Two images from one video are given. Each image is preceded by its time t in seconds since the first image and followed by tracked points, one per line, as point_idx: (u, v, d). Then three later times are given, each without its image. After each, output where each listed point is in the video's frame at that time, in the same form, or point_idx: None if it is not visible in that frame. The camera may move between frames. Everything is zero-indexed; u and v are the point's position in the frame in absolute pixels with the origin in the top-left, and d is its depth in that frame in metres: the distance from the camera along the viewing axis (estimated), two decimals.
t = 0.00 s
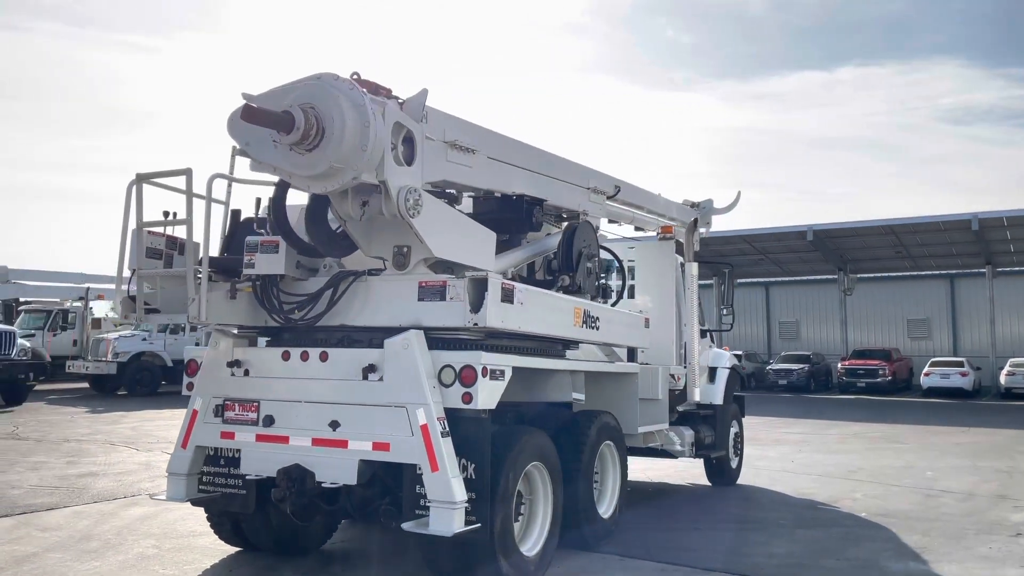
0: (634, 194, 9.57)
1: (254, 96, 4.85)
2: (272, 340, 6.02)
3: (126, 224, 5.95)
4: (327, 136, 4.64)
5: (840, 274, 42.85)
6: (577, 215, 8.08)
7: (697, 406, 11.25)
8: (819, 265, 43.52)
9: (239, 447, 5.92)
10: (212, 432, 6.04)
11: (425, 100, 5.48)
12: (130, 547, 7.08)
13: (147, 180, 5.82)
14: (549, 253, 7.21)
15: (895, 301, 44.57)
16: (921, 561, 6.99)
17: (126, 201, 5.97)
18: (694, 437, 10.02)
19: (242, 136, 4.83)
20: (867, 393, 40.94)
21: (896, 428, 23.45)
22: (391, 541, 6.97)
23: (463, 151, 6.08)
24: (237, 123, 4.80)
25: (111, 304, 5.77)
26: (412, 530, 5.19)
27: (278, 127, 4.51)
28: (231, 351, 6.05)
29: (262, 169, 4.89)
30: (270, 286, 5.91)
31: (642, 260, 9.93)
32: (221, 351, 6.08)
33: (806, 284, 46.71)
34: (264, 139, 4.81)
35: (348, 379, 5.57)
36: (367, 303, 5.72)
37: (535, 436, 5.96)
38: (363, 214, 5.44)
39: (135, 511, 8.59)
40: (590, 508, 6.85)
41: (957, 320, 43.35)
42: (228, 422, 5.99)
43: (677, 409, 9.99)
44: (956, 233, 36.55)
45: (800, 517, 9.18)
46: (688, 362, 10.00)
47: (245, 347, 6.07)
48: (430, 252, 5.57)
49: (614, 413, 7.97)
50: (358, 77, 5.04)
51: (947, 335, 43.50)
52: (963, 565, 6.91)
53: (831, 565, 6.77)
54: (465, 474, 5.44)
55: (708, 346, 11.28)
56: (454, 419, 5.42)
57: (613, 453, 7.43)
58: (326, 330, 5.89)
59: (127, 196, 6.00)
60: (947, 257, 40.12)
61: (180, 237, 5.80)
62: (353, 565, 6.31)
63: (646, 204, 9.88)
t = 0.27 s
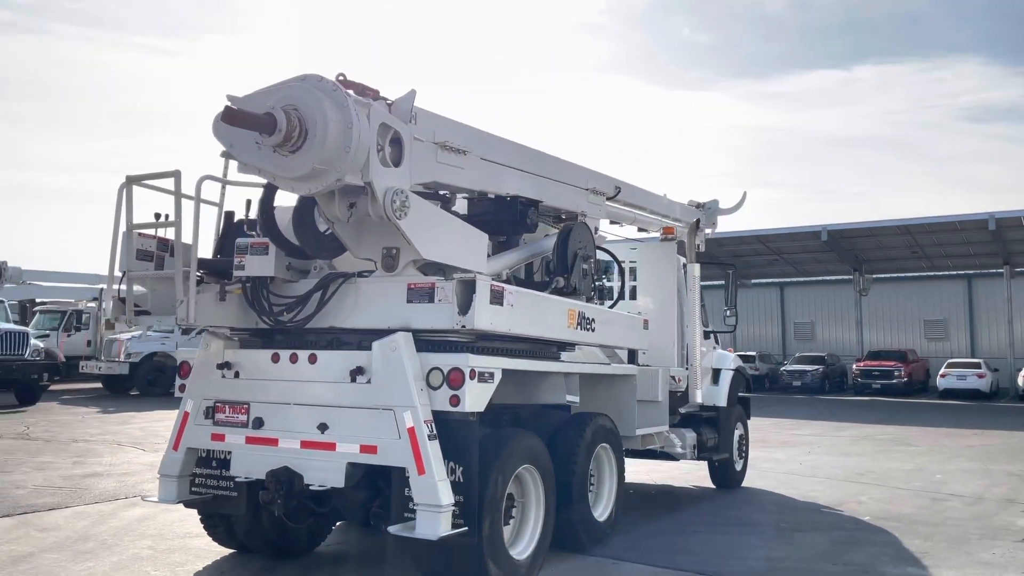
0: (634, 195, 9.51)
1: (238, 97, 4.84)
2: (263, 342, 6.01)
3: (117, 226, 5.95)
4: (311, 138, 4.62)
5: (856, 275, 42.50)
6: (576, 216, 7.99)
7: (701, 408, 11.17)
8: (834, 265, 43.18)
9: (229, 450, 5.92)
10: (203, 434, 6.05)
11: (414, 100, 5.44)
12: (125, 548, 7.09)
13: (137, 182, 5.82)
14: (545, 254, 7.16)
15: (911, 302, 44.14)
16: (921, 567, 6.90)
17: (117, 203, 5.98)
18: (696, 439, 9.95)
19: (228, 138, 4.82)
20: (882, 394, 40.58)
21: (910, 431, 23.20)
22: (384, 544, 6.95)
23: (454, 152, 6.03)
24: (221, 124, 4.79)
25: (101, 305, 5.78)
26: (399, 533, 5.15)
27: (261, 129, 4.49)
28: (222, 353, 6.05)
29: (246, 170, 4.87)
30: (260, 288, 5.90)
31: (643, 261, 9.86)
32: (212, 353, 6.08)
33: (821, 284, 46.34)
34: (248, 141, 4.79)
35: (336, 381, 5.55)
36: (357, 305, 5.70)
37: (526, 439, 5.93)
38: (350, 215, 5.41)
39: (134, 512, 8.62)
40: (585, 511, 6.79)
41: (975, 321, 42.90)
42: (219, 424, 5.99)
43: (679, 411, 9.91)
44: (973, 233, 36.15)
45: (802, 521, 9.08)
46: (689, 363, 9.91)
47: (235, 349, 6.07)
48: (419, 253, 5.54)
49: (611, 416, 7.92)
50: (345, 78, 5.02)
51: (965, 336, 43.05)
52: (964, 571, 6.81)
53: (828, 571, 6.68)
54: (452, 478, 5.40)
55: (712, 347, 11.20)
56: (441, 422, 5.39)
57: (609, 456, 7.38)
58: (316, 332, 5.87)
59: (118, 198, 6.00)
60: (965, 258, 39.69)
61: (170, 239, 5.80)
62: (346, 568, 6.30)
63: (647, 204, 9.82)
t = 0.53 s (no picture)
0: (631, 193, 9.52)
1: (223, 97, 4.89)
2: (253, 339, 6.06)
3: (110, 224, 6.00)
4: (292, 136, 4.67)
5: (870, 275, 42.18)
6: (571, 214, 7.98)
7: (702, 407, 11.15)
8: (848, 265, 42.87)
9: (220, 446, 5.98)
10: (195, 431, 6.10)
11: (400, 99, 5.49)
12: (120, 543, 7.16)
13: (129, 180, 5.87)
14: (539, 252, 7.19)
15: (926, 302, 43.74)
16: (914, 567, 6.85)
17: (110, 201, 6.02)
18: (695, 438, 9.92)
19: (213, 136, 4.86)
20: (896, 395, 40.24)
21: (922, 432, 23.00)
22: (375, 541, 6.97)
23: (442, 151, 6.05)
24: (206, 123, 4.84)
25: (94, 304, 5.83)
26: (383, 529, 5.19)
27: (242, 127, 4.54)
28: (213, 351, 6.10)
29: (231, 169, 4.93)
30: (250, 286, 5.95)
31: (642, 261, 9.83)
32: (204, 350, 6.13)
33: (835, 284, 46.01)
34: (231, 140, 4.84)
35: (324, 378, 5.59)
36: (345, 304, 5.73)
37: (513, 436, 5.96)
38: (336, 214, 5.45)
39: (133, 508, 8.70)
40: (576, 508, 6.81)
41: (992, 321, 42.46)
42: (210, 420, 6.04)
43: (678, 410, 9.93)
44: (988, 233, 35.78)
45: (801, 521, 9.03)
46: (689, 363, 9.90)
47: (226, 347, 6.11)
48: (405, 251, 5.57)
49: (606, 415, 7.93)
50: (329, 77, 5.08)
51: (981, 336, 42.62)
52: (959, 571, 6.75)
53: (820, 570, 6.65)
54: (438, 474, 5.47)
55: (713, 347, 11.19)
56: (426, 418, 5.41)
57: (602, 453, 7.37)
58: (304, 330, 5.92)
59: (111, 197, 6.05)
60: (980, 257, 39.30)
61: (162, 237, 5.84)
62: (336, 564, 6.32)
63: (645, 203, 9.81)
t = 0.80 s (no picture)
0: (631, 194, 9.49)
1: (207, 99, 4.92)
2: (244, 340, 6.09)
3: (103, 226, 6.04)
4: (274, 138, 4.68)
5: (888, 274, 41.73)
6: (568, 215, 7.95)
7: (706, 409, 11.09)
8: (866, 265, 42.44)
9: (211, 446, 6.01)
10: (187, 431, 6.14)
11: (387, 101, 5.49)
12: (118, 543, 7.22)
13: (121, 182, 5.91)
14: (533, 253, 7.18)
15: (946, 303, 43.24)
16: (912, 571, 6.76)
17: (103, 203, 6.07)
18: (698, 440, 9.86)
19: (198, 138, 4.89)
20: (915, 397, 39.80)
21: (939, 433, 22.71)
22: (369, 542, 6.98)
23: (432, 152, 6.06)
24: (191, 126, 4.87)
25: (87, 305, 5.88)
26: (367, 530, 5.18)
27: (223, 130, 4.57)
28: (205, 352, 6.14)
29: (216, 171, 4.96)
30: (240, 287, 5.97)
31: (643, 261, 9.78)
32: (196, 351, 6.17)
33: (853, 285, 45.57)
34: (215, 142, 4.86)
35: (311, 379, 5.61)
36: (334, 305, 5.74)
37: (501, 436, 5.92)
38: (323, 216, 5.45)
39: (135, 507, 8.77)
40: (569, 510, 6.78)
41: (1013, 321, 41.86)
42: (202, 421, 6.08)
43: (680, 411, 9.90)
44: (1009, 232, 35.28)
45: (803, 524, 8.95)
46: (691, 364, 9.86)
47: (218, 347, 6.15)
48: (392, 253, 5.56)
49: (602, 416, 7.91)
50: (314, 78, 5.09)
51: (1003, 337, 42.04)
52: None
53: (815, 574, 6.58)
54: (424, 476, 5.45)
55: (717, 348, 11.13)
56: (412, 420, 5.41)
57: (597, 454, 7.37)
58: (295, 331, 5.95)
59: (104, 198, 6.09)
60: (1002, 257, 38.77)
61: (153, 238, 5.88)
62: (327, 565, 6.33)
63: (645, 204, 9.77)
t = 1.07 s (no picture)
0: (633, 193, 9.44)
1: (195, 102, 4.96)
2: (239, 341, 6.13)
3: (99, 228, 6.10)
4: (260, 140, 4.72)
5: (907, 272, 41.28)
6: (567, 214, 7.92)
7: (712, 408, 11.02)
8: (885, 263, 42.01)
9: (206, 446, 6.04)
10: (182, 431, 6.18)
11: (377, 101, 5.51)
12: (119, 541, 7.28)
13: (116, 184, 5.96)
14: (530, 253, 7.17)
15: (967, 301, 42.70)
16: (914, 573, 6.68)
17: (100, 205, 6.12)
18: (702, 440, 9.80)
19: (187, 140, 4.93)
20: (935, 396, 39.34)
21: (958, 433, 22.41)
22: (366, 542, 6.99)
23: (424, 152, 6.06)
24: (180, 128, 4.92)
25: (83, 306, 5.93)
26: (357, 530, 5.19)
27: (208, 131, 4.61)
28: (200, 352, 6.18)
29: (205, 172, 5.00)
30: (234, 288, 6.00)
31: (646, 261, 9.73)
32: (192, 352, 6.21)
33: (872, 283, 45.12)
34: (203, 144, 4.91)
35: (303, 380, 5.63)
36: (326, 305, 5.76)
37: (494, 436, 5.92)
38: (313, 216, 5.47)
39: (140, 506, 8.84)
40: (566, 510, 6.76)
41: None
42: (197, 421, 6.12)
43: (684, 411, 9.84)
44: None
45: (807, 525, 8.86)
46: (694, 364, 9.79)
47: (213, 348, 6.19)
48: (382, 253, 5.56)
49: (602, 415, 7.89)
50: (301, 79, 5.12)
51: None
52: None
53: None
54: (414, 476, 5.46)
55: (723, 347, 11.05)
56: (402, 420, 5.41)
57: (596, 455, 7.35)
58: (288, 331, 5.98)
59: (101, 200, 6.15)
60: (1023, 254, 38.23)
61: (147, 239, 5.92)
62: (322, 564, 6.36)
63: (647, 203, 9.72)
